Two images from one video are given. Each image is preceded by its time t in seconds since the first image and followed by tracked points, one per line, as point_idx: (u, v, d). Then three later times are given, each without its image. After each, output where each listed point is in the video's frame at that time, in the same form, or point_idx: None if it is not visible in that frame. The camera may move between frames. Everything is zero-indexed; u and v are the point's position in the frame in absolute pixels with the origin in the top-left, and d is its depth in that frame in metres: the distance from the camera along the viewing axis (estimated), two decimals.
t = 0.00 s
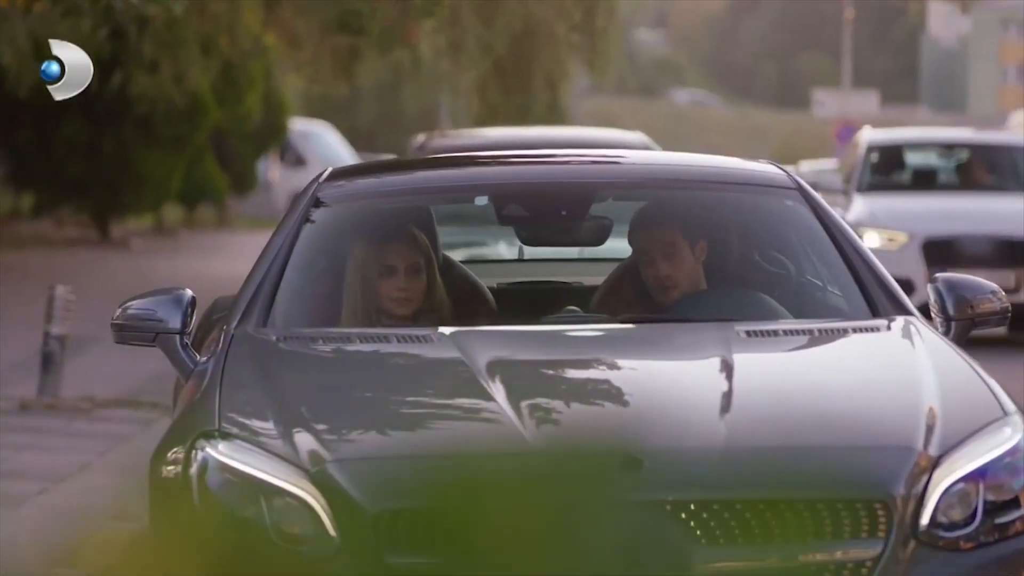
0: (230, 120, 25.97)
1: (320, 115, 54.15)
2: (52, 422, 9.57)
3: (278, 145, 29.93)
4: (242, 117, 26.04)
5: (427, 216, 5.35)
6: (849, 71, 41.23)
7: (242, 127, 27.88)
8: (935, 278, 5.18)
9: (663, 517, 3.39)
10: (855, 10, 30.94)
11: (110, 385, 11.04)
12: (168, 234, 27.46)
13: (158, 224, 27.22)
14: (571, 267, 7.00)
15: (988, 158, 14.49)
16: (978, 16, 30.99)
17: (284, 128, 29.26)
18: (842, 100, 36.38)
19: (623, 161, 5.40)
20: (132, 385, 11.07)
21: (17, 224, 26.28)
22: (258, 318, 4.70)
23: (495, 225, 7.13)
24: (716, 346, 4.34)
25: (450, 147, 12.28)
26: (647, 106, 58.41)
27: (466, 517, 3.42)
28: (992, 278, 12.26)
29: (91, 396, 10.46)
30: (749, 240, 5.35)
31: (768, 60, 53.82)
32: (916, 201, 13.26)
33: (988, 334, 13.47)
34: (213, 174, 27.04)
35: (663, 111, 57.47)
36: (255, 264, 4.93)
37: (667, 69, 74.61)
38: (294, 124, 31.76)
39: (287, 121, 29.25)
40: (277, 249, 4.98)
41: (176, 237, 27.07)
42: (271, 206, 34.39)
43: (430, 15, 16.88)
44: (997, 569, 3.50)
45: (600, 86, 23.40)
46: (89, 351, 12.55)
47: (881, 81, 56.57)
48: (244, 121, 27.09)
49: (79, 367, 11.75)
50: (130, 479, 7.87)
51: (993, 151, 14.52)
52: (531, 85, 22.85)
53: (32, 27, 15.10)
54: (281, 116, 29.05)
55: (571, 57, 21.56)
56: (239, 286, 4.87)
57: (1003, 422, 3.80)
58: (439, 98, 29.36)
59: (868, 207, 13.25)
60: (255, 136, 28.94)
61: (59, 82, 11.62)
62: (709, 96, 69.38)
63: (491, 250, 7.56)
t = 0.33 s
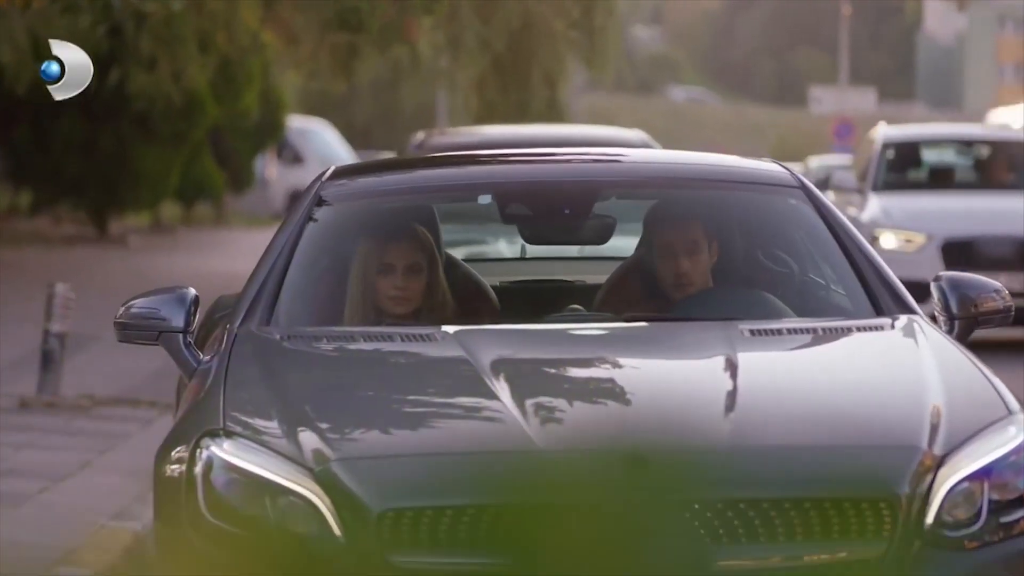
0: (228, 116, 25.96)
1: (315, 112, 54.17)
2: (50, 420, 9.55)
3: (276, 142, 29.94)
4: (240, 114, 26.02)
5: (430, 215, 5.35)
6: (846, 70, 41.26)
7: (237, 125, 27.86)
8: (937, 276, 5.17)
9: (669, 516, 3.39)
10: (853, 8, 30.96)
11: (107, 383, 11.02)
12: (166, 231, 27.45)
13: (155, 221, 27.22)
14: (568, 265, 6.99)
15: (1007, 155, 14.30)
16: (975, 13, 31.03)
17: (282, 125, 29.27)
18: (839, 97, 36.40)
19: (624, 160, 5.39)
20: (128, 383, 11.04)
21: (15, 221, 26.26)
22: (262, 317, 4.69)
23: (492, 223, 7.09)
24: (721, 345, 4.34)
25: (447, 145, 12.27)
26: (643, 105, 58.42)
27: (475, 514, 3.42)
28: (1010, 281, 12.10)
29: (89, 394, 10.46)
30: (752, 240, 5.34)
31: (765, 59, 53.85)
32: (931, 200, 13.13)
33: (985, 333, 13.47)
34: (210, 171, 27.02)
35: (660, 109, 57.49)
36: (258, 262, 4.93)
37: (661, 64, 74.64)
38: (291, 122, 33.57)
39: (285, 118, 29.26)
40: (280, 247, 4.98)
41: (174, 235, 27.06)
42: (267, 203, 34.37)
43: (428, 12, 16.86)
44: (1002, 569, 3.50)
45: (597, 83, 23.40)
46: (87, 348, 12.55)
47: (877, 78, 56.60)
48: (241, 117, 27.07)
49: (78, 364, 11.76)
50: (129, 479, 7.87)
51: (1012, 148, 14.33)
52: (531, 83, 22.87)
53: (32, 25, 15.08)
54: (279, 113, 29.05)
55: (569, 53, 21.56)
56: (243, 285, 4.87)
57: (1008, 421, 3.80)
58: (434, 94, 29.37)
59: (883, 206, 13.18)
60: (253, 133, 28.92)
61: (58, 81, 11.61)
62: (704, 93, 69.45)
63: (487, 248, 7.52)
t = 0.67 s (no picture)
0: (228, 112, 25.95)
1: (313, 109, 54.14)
2: (50, 416, 9.54)
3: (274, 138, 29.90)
4: (238, 109, 25.99)
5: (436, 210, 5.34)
6: (844, 65, 41.21)
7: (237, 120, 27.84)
8: (943, 272, 5.16)
9: (674, 511, 3.39)
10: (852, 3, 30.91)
11: (106, 379, 11.01)
12: (164, 226, 27.44)
13: (154, 216, 27.20)
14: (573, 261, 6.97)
15: None
16: (972, 8, 30.95)
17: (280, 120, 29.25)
18: (837, 92, 36.34)
19: (628, 156, 5.39)
20: (128, 379, 11.03)
21: (14, 215, 26.24)
22: (268, 312, 4.69)
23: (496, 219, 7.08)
24: (727, 341, 4.33)
25: (446, 141, 12.25)
26: (641, 101, 58.38)
27: (482, 510, 3.43)
28: None
29: (89, 389, 10.46)
30: (757, 236, 5.33)
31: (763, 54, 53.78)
32: (955, 199, 12.72)
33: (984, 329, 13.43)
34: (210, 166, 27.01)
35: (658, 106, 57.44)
36: (264, 259, 4.92)
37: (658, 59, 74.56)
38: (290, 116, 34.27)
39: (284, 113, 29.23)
40: (287, 243, 4.97)
41: (173, 229, 27.05)
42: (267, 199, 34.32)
43: (427, 8, 16.83)
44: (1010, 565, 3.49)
45: (593, 79, 23.36)
46: (87, 344, 12.55)
47: (875, 72, 56.53)
48: (239, 113, 27.05)
49: (77, 360, 11.75)
50: (131, 475, 7.87)
51: None
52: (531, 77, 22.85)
53: (31, 22, 15.04)
54: (278, 108, 29.02)
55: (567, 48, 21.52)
56: (249, 282, 4.87)
57: (1016, 417, 3.79)
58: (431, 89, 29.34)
59: (905, 204, 12.79)
60: (252, 129, 28.88)
61: (59, 82, 11.59)
62: (700, 87, 69.40)
63: (490, 243, 7.55)
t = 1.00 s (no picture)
0: (220, 107, 25.92)
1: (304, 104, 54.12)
2: (46, 412, 9.53)
3: (267, 133, 29.86)
4: (231, 103, 25.93)
5: (435, 207, 5.34)
6: (836, 61, 41.22)
7: (230, 116, 27.81)
8: (942, 268, 5.16)
9: (677, 508, 3.38)
10: None
11: (100, 375, 10.99)
12: (157, 221, 27.41)
13: (146, 210, 27.17)
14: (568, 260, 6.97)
15: None
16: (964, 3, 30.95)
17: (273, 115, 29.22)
18: (830, 87, 36.33)
19: (624, 153, 5.38)
20: (122, 375, 11.01)
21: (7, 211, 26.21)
22: (268, 309, 4.69)
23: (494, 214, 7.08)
24: (728, 338, 4.33)
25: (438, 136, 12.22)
26: (635, 95, 58.34)
27: (484, 506, 3.42)
28: None
29: (84, 385, 10.45)
30: (756, 232, 5.33)
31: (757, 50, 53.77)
32: (966, 195, 12.69)
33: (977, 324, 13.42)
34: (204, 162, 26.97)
35: (650, 99, 57.52)
36: (263, 256, 4.92)
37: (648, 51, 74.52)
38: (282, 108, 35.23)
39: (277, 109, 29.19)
40: (286, 240, 4.97)
41: (165, 224, 27.02)
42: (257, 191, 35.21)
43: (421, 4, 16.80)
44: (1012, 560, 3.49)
45: (585, 74, 23.33)
46: (81, 338, 12.55)
47: (867, 67, 56.52)
48: (232, 108, 27.01)
49: (72, 355, 11.75)
50: (125, 471, 7.86)
51: None
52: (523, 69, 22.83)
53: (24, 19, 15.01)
54: (271, 104, 28.99)
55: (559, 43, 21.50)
56: (247, 279, 4.87)
57: (1016, 413, 3.79)
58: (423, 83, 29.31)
59: (917, 201, 12.77)
60: (246, 124, 28.83)
61: (58, 82, 11.58)
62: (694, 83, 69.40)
63: (484, 238, 7.51)
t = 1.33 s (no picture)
0: (201, 98, 25.81)
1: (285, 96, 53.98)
2: (31, 403, 9.50)
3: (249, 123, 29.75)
4: (212, 93, 25.82)
5: (423, 198, 5.33)
6: (816, 52, 41.24)
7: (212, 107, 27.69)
8: (931, 259, 5.16)
9: (669, 500, 3.38)
10: None
11: (83, 367, 10.96)
12: (139, 211, 27.35)
13: (128, 201, 27.08)
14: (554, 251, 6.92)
15: None
16: None
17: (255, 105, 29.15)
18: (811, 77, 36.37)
19: (611, 144, 5.38)
20: (105, 367, 10.98)
21: None
22: (257, 301, 4.69)
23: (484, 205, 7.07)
24: (717, 329, 4.33)
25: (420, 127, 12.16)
26: (617, 86, 58.30)
27: (476, 497, 3.42)
28: None
29: (68, 376, 10.42)
30: (744, 223, 5.33)
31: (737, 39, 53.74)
32: (968, 185, 12.51)
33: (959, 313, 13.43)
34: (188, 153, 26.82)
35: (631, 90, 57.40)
36: (251, 247, 4.91)
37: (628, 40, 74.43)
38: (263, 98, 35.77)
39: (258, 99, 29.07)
40: (274, 232, 4.96)
41: (147, 214, 26.96)
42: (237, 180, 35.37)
43: None
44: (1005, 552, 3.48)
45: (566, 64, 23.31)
46: (64, 329, 12.51)
47: (848, 58, 56.54)
48: (214, 99, 26.89)
49: (56, 346, 11.72)
50: (111, 463, 7.84)
51: None
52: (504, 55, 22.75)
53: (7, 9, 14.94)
54: (252, 95, 28.88)
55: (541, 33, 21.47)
56: (237, 270, 4.86)
57: (1006, 406, 3.79)
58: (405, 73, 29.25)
59: (919, 191, 12.59)
60: (228, 116, 28.67)
61: (59, 83, 11.42)
62: (675, 74, 69.38)
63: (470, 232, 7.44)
